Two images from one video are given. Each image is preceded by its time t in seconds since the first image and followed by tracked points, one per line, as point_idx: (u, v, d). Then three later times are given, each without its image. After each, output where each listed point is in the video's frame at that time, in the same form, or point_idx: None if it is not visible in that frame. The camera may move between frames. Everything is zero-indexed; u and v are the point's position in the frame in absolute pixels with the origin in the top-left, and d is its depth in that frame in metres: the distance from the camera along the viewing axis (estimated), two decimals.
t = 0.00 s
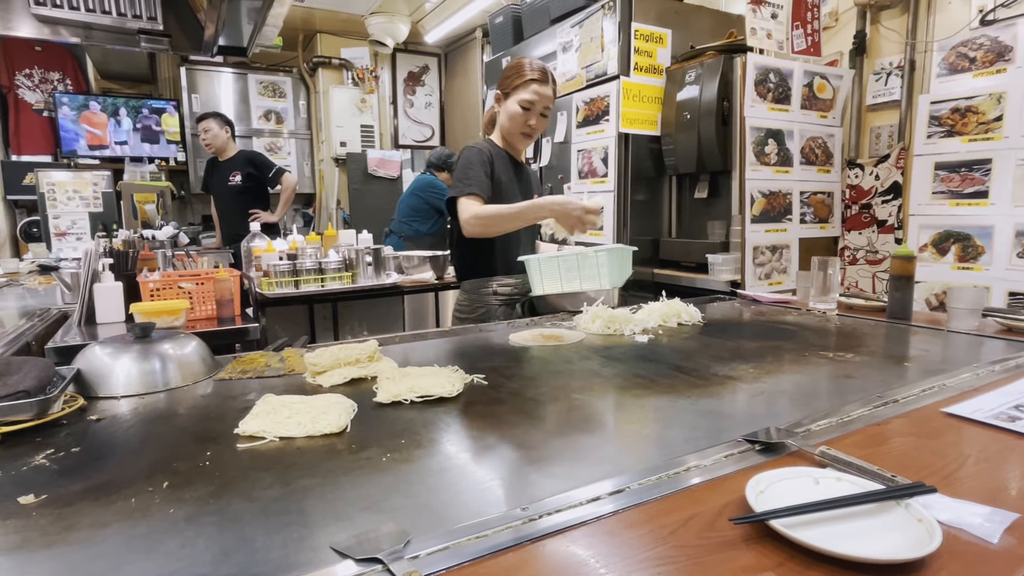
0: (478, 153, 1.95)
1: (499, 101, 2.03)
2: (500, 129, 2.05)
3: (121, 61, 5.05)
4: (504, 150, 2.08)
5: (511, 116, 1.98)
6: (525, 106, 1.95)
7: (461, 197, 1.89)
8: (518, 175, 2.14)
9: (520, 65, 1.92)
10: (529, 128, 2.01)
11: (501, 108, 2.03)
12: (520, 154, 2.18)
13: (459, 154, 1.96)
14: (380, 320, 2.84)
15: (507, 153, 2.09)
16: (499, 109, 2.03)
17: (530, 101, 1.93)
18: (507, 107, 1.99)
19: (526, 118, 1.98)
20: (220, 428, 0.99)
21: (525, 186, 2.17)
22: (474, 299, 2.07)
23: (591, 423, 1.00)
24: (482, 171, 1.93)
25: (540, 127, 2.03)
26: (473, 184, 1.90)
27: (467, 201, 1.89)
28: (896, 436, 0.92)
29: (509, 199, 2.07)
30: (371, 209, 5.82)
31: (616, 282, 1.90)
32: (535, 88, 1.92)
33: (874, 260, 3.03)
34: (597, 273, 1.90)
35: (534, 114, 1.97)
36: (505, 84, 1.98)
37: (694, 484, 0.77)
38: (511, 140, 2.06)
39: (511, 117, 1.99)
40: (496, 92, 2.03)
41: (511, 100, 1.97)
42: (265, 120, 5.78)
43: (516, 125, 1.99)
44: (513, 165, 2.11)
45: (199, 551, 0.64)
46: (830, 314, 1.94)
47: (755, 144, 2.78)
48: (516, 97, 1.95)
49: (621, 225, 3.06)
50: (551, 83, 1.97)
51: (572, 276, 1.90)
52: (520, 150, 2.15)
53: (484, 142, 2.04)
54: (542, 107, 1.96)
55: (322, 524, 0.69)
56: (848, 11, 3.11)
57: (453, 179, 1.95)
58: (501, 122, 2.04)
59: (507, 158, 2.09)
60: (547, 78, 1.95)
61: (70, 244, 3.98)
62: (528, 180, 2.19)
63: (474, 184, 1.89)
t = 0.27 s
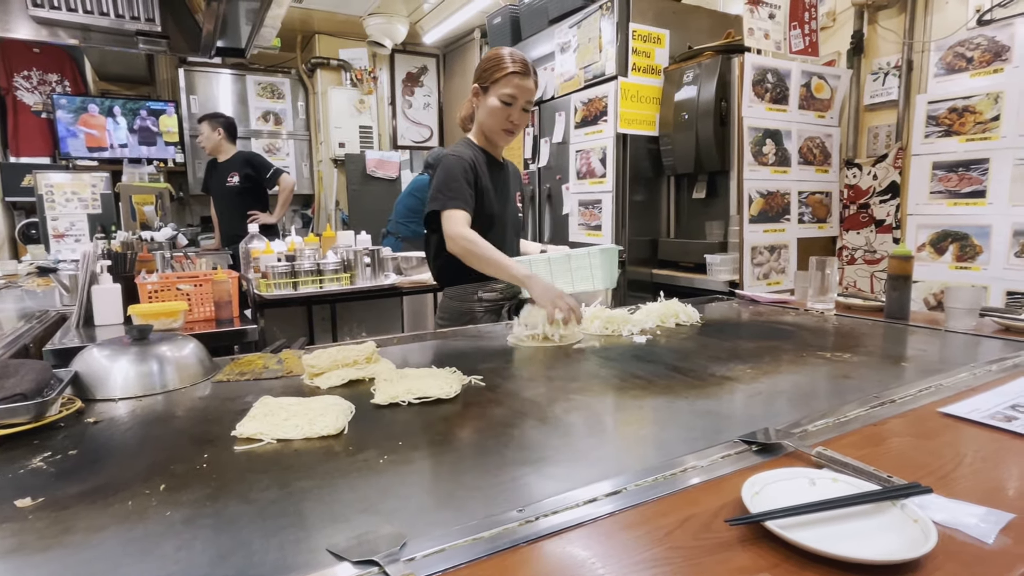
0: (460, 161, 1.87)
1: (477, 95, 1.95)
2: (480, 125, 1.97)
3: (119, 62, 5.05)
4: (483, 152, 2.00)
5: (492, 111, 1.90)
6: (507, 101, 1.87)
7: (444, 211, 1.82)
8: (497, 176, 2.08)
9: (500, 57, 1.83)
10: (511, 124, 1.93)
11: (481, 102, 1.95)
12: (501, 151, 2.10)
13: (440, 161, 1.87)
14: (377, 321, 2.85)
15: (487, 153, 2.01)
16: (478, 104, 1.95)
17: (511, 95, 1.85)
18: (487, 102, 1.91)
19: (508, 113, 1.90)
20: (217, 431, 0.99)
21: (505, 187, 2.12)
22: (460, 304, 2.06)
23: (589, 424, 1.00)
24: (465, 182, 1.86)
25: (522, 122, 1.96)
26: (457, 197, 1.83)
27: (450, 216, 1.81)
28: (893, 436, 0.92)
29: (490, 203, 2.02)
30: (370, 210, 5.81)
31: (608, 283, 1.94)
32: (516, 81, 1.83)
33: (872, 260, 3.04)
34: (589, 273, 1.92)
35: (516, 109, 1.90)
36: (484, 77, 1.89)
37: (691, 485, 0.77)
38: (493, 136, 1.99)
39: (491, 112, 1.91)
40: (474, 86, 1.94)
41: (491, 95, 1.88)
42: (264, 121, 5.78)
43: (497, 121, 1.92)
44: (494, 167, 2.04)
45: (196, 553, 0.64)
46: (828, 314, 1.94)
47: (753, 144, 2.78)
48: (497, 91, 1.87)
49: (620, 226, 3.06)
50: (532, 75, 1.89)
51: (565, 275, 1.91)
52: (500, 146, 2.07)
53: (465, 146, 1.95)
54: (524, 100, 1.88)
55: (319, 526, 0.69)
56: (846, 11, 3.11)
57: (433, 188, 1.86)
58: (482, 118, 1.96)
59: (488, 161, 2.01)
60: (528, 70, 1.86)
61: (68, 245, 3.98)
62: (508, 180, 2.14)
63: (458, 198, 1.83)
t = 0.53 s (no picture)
0: (454, 167, 1.87)
1: (471, 94, 1.94)
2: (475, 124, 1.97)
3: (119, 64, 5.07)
4: (478, 156, 2.00)
5: (486, 110, 1.89)
6: (501, 99, 1.87)
7: (434, 222, 1.84)
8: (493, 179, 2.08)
9: (492, 54, 1.82)
10: (505, 122, 1.92)
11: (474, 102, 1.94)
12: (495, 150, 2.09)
13: (434, 166, 1.87)
14: (377, 323, 2.86)
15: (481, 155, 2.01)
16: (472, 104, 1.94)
17: (505, 93, 1.85)
18: (480, 101, 1.90)
19: (502, 111, 1.89)
20: (217, 431, 1.00)
21: (501, 190, 2.12)
22: (454, 308, 2.07)
23: (588, 424, 1.00)
24: (457, 190, 1.87)
25: (517, 120, 1.95)
26: (449, 208, 1.84)
27: (440, 228, 1.84)
28: (891, 435, 0.93)
29: (484, 208, 2.03)
30: (370, 212, 5.80)
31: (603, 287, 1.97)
32: (509, 78, 1.83)
33: (871, 260, 3.04)
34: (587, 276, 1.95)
35: (510, 106, 1.89)
36: (477, 76, 1.88)
37: (689, 484, 0.77)
38: (488, 135, 1.98)
39: (486, 111, 1.90)
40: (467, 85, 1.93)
41: (485, 93, 1.88)
42: (263, 122, 5.79)
43: (492, 119, 1.91)
44: (489, 171, 2.04)
45: (196, 552, 0.64)
46: (827, 314, 1.95)
47: (752, 144, 2.78)
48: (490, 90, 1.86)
49: (619, 226, 3.07)
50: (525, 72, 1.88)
51: (563, 276, 1.93)
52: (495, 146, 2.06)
53: (461, 147, 1.95)
54: (518, 97, 1.88)
55: (319, 525, 0.69)
56: (844, 12, 3.11)
57: (427, 194, 1.87)
58: (476, 117, 1.95)
59: (483, 165, 2.01)
60: (521, 67, 1.86)
61: (68, 247, 4.00)
62: (504, 182, 2.14)
63: (450, 209, 1.84)
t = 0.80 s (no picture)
0: (458, 168, 1.87)
1: (472, 93, 1.92)
2: (477, 123, 1.95)
3: (116, 63, 5.05)
4: (482, 155, 1.99)
5: (488, 109, 1.88)
6: (502, 97, 1.85)
7: (441, 225, 1.83)
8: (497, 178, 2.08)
9: (493, 52, 1.81)
10: (507, 120, 1.91)
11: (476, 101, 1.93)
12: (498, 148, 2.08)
13: (438, 167, 1.87)
14: (375, 321, 2.84)
15: (484, 154, 2.00)
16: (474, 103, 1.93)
17: (505, 91, 1.83)
18: (482, 99, 1.89)
19: (503, 109, 1.88)
20: (216, 429, 1.00)
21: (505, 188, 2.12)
22: (457, 304, 2.07)
23: (587, 420, 1.00)
24: (463, 191, 1.86)
25: (519, 118, 1.93)
26: (455, 209, 1.84)
27: (447, 230, 1.83)
28: (890, 431, 0.93)
29: (488, 206, 2.03)
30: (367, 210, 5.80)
31: (605, 287, 1.94)
32: (509, 76, 1.81)
33: (869, 257, 3.04)
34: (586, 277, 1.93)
35: (512, 104, 1.87)
36: (477, 74, 1.86)
37: (689, 480, 0.77)
38: (489, 133, 1.97)
39: (487, 109, 1.88)
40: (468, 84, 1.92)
41: (486, 92, 1.86)
42: (261, 121, 5.78)
43: (493, 117, 1.90)
44: (493, 170, 2.03)
45: (195, 549, 0.64)
46: (825, 311, 1.95)
47: (750, 142, 2.78)
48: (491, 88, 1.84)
49: (617, 224, 3.07)
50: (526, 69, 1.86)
51: (561, 275, 1.93)
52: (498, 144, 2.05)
53: (465, 147, 1.95)
54: (518, 95, 1.86)
55: (319, 522, 0.69)
56: (842, 10, 3.12)
57: (431, 196, 1.87)
58: (478, 116, 1.94)
59: (486, 164, 2.00)
60: (522, 64, 1.84)
61: (66, 246, 4.00)
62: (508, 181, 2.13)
63: (456, 210, 1.83)
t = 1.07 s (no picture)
0: (463, 164, 1.87)
1: (489, 99, 1.92)
2: (491, 127, 1.98)
3: (114, 61, 5.04)
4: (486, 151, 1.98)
5: (510, 119, 1.92)
6: (526, 109, 1.91)
7: (444, 219, 1.84)
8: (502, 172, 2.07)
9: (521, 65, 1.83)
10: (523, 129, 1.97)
11: (493, 106, 1.93)
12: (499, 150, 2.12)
13: (443, 164, 1.88)
14: (373, 319, 2.84)
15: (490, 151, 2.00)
16: (491, 108, 1.93)
17: (531, 104, 1.89)
18: (504, 108, 1.91)
19: (525, 120, 1.94)
20: (213, 426, 0.99)
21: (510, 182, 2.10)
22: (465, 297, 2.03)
23: (585, 417, 1.00)
24: (466, 186, 1.86)
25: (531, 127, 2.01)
26: (457, 204, 1.84)
27: (449, 223, 1.84)
28: (887, 428, 0.93)
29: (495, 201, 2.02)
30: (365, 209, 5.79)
31: (598, 282, 2.02)
32: (535, 88, 1.86)
33: (868, 255, 3.05)
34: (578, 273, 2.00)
35: (532, 116, 1.94)
36: (502, 83, 1.86)
37: (686, 477, 0.77)
38: (502, 140, 2.01)
39: (508, 117, 1.92)
40: (486, 89, 1.90)
41: (512, 103, 1.88)
42: (260, 119, 5.77)
43: (513, 127, 1.95)
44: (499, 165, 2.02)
45: (191, 546, 0.64)
46: (823, 309, 1.95)
47: (748, 141, 2.77)
48: (518, 100, 1.88)
49: (616, 222, 3.07)
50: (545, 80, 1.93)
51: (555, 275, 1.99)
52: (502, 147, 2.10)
53: (472, 146, 1.96)
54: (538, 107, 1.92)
55: (315, 519, 0.69)
56: (841, 8, 3.11)
57: (436, 192, 1.88)
58: (494, 121, 1.96)
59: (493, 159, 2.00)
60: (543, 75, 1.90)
61: (64, 244, 4.00)
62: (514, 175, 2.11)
63: (458, 205, 1.83)
